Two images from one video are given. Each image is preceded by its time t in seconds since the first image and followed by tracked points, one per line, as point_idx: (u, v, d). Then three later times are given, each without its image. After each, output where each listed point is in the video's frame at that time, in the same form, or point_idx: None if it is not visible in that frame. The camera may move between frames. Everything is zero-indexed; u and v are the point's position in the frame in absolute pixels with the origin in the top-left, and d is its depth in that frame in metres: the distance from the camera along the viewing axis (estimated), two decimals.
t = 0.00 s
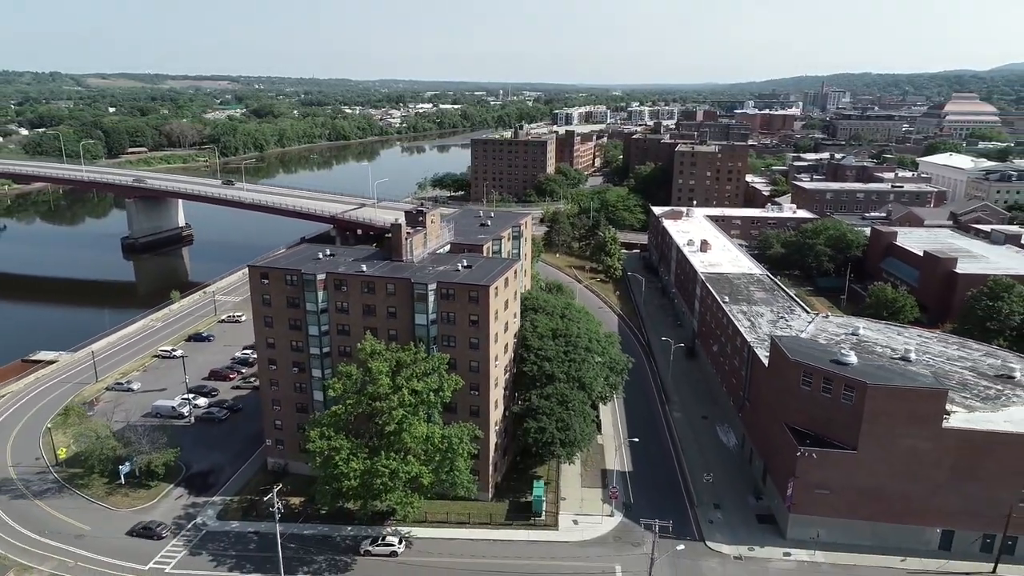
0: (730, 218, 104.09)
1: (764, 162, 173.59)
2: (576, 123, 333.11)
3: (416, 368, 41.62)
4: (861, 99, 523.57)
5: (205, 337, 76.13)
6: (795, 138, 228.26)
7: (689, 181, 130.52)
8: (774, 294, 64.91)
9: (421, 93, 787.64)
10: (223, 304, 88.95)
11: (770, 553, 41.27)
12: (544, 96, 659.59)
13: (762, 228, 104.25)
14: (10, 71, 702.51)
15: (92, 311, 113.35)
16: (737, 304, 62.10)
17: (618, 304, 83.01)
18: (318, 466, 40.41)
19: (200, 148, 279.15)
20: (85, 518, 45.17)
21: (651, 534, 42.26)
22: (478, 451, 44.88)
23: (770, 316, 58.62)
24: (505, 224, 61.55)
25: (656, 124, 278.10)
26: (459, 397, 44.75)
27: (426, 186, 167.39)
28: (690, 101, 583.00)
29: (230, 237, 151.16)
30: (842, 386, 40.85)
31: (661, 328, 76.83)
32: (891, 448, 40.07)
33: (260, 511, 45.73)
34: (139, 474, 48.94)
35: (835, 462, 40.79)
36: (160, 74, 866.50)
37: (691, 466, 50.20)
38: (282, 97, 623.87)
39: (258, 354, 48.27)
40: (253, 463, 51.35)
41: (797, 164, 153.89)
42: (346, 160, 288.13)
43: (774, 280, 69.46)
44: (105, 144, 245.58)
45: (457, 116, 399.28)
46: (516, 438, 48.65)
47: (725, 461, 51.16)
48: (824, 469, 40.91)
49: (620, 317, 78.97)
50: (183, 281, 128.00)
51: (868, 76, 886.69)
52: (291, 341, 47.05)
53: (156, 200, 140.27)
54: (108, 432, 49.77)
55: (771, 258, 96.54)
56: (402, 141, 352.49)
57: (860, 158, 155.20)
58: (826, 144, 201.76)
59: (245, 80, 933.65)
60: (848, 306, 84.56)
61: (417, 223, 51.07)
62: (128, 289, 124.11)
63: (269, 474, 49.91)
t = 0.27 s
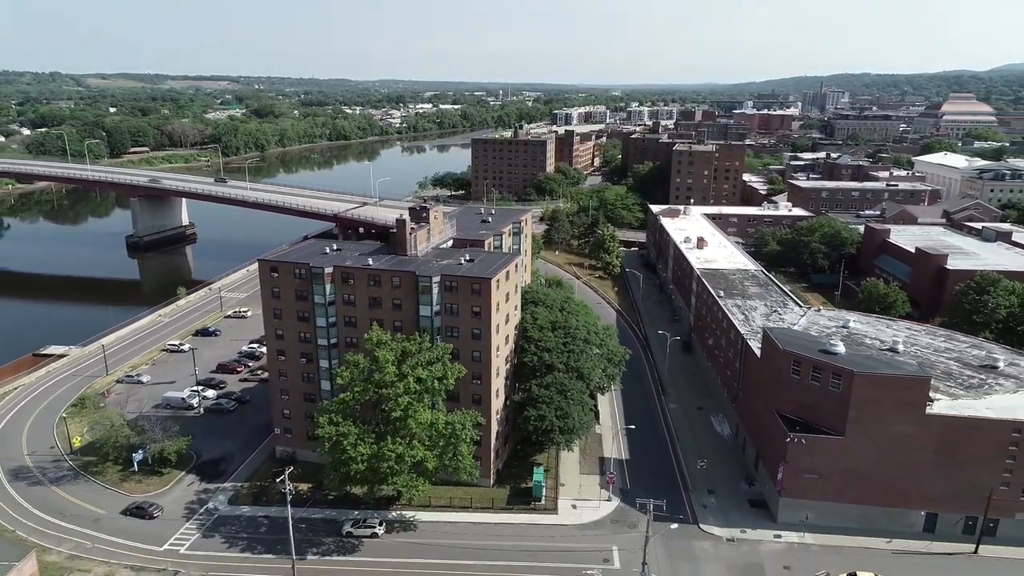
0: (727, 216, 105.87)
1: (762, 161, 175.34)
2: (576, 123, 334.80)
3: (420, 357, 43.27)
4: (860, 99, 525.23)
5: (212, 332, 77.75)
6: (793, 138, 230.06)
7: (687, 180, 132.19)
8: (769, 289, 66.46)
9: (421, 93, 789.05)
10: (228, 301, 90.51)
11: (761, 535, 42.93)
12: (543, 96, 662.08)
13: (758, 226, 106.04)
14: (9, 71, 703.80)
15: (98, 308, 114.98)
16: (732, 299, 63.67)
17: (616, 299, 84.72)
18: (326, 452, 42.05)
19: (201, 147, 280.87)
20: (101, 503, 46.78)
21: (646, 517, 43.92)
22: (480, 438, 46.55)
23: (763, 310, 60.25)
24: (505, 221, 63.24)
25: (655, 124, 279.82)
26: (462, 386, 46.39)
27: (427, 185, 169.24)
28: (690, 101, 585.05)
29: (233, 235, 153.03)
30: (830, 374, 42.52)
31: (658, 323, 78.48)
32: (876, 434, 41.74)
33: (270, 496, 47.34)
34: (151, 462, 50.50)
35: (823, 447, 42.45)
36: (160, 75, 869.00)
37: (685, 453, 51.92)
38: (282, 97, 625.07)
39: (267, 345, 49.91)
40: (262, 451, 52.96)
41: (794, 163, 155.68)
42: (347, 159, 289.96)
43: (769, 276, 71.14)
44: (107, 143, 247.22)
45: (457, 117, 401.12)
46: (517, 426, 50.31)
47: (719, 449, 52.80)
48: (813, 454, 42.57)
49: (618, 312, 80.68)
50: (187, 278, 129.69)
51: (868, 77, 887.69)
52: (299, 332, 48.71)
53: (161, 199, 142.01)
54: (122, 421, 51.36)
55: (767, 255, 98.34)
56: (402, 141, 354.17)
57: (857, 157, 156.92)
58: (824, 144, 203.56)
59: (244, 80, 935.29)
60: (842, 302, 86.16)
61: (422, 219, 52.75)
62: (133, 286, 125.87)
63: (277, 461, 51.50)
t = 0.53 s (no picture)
0: (724, 215, 107.62)
1: (760, 160, 177.01)
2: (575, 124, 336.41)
3: (425, 347, 44.91)
4: (858, 99, 526.56)
5: (219, 327, 79.39)
6: (791, 138, 231.69)
7: (685, 179, 133.90)
8: (763, 284, 68.13)
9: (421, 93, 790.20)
10: (233, 297, 92.14)
11: (752, 519, 44.61)
12: (542, 96, 663.56)
13: (754, 224, 107.78)
14: (10, 71, 704.68)
15: (104, 306, 116.57)
16: (727, 293, 65.31)
17: (614, 295, 86.40)
18: (334, 438, 43.68)
19: (203, 147, 282.47)
20: (116, 489, 48.36)
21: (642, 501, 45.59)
22: (482, 426, 48.24)
23: (757, 304, 61.91)
24: (506, 217, 64.91)
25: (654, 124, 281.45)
26: (465, 375, 48.04)
27: (428, 184, 170.92)
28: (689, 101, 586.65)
29: (236, 234, 154.78)
30: (819, 363, 44.21)
31: (655, 318, 80.08)
32: (863, 420, 43.42)
33: (279, 482, 48.98)
34: (164, 450, 52.10)
35: (812, 433, 44.11)
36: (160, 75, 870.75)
37: (681, 442, 53.61)
38: (282, 97, 626.38)
39: (276, 337, 51.57)
40: (270, 440, 54.56)
41: (791, 162, 157.41)
42: (347, 159, 291.59)
43: (763, 271, 72.84)
44: (110, 143, 248.85)
45: (456, 117, 402.76)
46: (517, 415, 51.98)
47: (713, 437, 54.49)
48: (803, 440, 44.25)
49: (616, 307, 82.34)
50: (191, 276, 131.36)
51: (866, 77, 889.36)
52: (307, 324, 50.37)
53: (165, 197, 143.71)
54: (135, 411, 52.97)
55: (763, 252, 100.05)
56: (402, 141, 355.61)
57: (853, 156, 158.59)
58: (821, 143, 205.23)
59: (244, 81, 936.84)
60: (837, 298, 87.80)
61: (426, 214, 54.34)
62: (138, 284, 127.55)
63: (285, 450, 53.12)
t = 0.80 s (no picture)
0: (721, 213, 109.35)
1: (758, 159, 178.64)
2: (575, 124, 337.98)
3: (428, 337, 46.55)
4: (857, 99, 527.68)
5: (225, 322, 81.07)
6: (789, 138, 233.22)
7: (683, 178, 135.60)
8: (758, 279, 69.77)
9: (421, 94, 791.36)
10: (238, 293, 93.75)
11: (744, 503, 46.29)
12: (541, 96, 664.78)
13: (751, 221, 109.45)
14: (11, 71, 705.90)
15: (110, 303, 118.24)
16: (722, 288, 66.96)
17: (613, 291, 88.10)
18: (341, 425, 45.30)
19: (205, 147, 284.10)
20: (129, 476, 49.98)
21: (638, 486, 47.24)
22: (484, 415, 49.87)
23: (751, 298, 63.57)
24: (507, 214, 66.56)
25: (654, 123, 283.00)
26: (467, 365, 49.70)
27: (429, 183, 172.55)
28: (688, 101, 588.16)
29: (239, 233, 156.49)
30: (809, 352, 45.86)
31: (653, 313, 81.78)
32: (851, 407, 45.07)
33: (288, 469, 50.62)
34: (175, 439, 53.78)
35: (802, 420, 45.78)
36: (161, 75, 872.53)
37: (676, 431, 55.30)
38: (282, 97, 627.54)
39: (284, 329, 53.20)
40: (278, 430, 56.20)
41: (788, 161, 159.12)
42: (348, 159, 293.22)
43: (758, 267, 74.49)
44: (112, 143, 250.54)
45: (456, 117, 404.38)
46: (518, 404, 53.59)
47: (708, 427, 56.17)
48: (793, 427, 45.92)
49: (615, 303, 84.03)
50: (196, 273, 133.04)
51: (865, 77, 890.71)
52: (314, 317, 52.00)
53: (170, 196, 145.46)
54: (147, 401, 54.63)
55: (759, 250, 101.74)
56: (402, 141, 357.15)
57: (850, 155, 160.19)
58: (819, 143, 206.77)
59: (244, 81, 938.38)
60: (831, 293, 89.45)
61: (429, 210, 56.05)
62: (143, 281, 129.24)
63: (293, 439, 54.74)
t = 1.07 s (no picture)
0: (717, 211, 111.05)
1: (755, 159, 180.32)
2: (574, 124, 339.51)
3: (432, 329, 48.21)
4: (856, 99, 529.03)
5: (231, 317, 82.74)
6: (787, 137, 234.87)
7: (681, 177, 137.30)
8: (752, 275, 71.41)
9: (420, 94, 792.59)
10: (243, 290, 95.33)
11: (737, 488, 47.96)
12: (541, 96, 666.00)
13: (747, 219, 111.11)
14: (11, 71, 707.32)
15: (115, 300, 119.86)
16: (718, 283, 68.58)
17: (611, 287, 89.73)
18: (348, 413, 46.97)
19: (206, 146, 285.61)
20: (142, 463, 51.61)
21: (635, 472, 48.94)
22: (485, 404, 51.54)
23: (746, 292, 65.17)
24: (508, 211, 68.14)
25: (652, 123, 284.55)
26: (469, 356, 51.37)
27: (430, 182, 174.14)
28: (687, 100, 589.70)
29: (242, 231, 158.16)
30: (799, 343, 47.55)
31: (650, 308, 83.42)
32: (840, 396, 46.75)
33: (296, 457, 52.25)
34: (186, 428, 55.44)
35: (793, 408, 47.43)
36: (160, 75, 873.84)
37: (672, 421, 56.93)
38: (282, 97, 628.89)
39: (291, 321, 54.83)
40: (286, 420, 57.87)
41: (785, 161, 160.88)
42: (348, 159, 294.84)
43: (753, 263, 76.14)
44: (114, 142, 252.14)
45: (456, 116, 406.07)
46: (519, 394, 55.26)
47: (703, 417, 57.80)
48: (784, 414, 47.60)
49: (613, 298, 85.66)
50: (199, 271, 134.65)
51: (864, 77, 892.12)
52: (321, 309, 53.64)
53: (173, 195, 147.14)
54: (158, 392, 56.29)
55: (755, 247, 103.43)
56: (402, 140, 358.68)
57: (846, 154, 161.86)
58: (817, 142, 208.41)
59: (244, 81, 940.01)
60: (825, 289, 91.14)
61: (431, 206, 57.57)
62: (148, 279, 130.88)
63: (300, 428, 56.37)
